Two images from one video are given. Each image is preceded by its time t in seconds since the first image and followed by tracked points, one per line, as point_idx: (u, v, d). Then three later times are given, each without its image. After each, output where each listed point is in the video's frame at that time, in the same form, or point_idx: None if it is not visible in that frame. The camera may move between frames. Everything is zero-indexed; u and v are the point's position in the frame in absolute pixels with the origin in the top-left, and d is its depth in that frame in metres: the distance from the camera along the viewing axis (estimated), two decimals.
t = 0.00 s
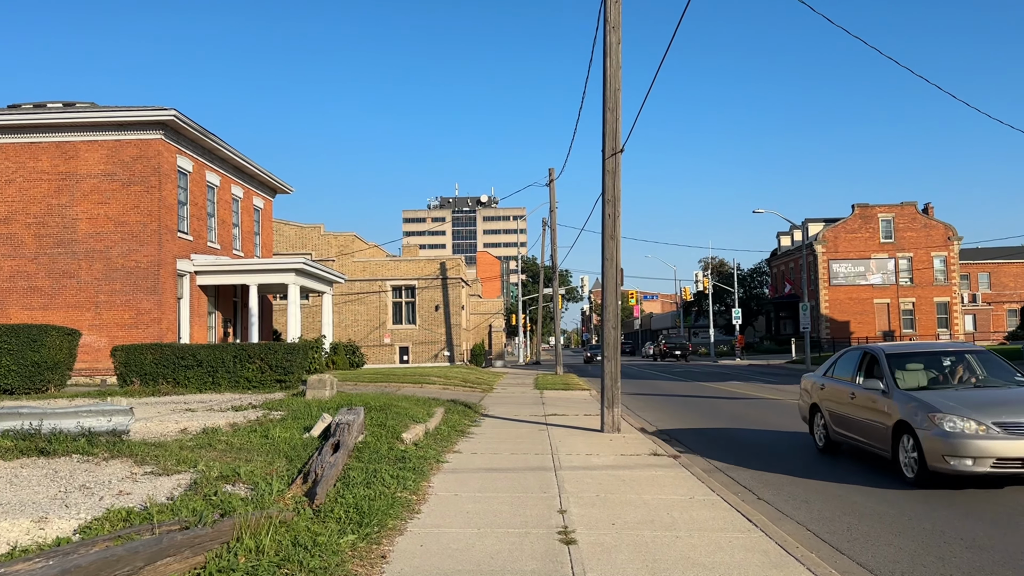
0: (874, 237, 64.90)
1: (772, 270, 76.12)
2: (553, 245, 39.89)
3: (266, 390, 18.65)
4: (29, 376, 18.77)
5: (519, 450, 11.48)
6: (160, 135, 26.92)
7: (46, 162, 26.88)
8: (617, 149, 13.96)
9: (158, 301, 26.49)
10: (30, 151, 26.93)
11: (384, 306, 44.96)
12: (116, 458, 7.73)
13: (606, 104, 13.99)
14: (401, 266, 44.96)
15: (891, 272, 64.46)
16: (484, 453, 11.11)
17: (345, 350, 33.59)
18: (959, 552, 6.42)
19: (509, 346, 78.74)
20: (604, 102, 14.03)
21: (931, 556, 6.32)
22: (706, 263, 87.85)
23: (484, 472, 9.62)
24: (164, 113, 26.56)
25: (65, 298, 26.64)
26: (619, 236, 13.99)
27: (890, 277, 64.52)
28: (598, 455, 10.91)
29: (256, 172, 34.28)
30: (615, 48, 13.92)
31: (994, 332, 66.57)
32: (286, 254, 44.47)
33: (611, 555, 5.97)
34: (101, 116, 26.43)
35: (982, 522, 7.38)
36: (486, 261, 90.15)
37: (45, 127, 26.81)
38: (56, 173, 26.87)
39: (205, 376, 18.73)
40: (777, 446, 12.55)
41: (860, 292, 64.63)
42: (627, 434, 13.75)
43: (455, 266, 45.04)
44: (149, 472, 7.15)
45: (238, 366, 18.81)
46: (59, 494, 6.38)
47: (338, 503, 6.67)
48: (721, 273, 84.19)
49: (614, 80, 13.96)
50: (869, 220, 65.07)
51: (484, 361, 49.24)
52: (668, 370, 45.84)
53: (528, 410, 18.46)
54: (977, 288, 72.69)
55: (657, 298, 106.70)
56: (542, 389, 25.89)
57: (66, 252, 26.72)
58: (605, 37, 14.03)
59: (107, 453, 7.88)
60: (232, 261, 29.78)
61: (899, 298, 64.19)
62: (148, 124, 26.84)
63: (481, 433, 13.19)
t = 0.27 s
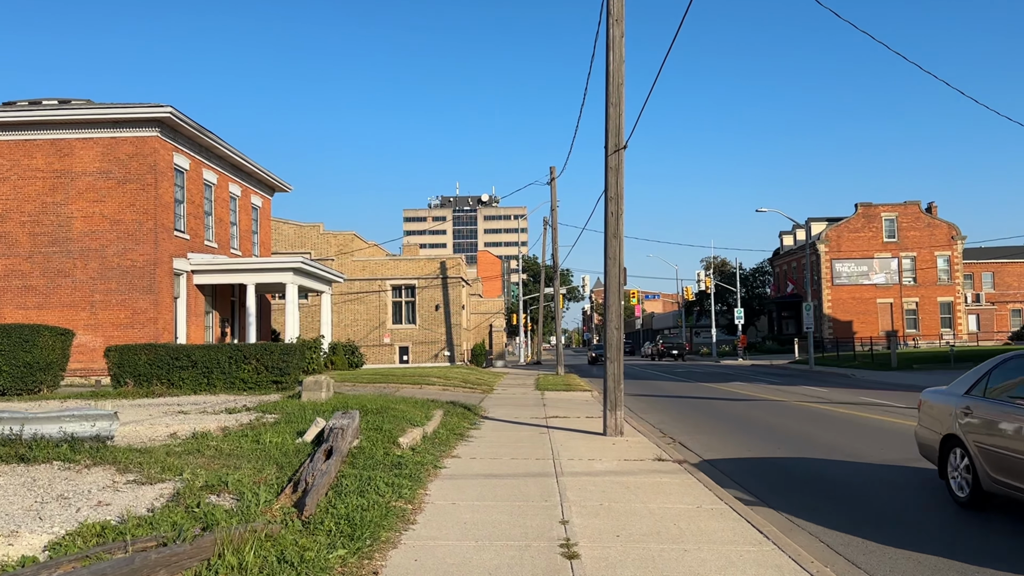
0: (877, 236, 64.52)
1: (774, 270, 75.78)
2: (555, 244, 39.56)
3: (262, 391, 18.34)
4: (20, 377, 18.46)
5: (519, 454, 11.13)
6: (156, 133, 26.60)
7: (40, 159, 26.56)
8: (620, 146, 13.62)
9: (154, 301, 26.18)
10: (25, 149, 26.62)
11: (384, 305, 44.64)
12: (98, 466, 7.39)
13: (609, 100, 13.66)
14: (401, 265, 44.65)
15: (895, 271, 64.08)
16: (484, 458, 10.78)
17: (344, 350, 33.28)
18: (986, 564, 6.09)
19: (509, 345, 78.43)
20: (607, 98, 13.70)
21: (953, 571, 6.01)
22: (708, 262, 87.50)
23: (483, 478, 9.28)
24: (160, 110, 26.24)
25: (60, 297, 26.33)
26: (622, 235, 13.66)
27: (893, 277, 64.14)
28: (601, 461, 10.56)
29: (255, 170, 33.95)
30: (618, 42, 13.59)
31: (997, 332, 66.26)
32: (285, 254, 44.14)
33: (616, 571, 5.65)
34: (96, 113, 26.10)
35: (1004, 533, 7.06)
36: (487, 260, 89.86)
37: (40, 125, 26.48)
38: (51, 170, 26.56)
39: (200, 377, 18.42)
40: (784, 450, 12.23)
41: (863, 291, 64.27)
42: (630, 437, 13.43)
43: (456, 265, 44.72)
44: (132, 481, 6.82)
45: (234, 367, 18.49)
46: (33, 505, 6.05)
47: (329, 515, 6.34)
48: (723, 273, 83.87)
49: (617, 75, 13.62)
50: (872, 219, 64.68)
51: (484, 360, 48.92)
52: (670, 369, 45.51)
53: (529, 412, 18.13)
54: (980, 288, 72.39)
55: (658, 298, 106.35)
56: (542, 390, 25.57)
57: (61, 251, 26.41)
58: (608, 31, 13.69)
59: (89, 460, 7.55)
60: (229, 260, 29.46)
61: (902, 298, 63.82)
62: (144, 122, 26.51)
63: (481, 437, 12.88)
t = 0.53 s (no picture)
0: (880, 233, 64.17)
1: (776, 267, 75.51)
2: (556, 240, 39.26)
3: (258, 388, 18.05)
4: (13, 373, 18.16)
5: (519, 453, 10.83)
6: (153, 127, 26.28)
7: (36, 154, 26.27)
8: (622, 137, 13.31)
9: (151, 297, 25.89)
10: (21, 143, 26.33)
11: (384, 302, 44.36)
12: (79, 465, 7.09)
13: (610, 90, 13.36)
14: (401, 262, 44.35)
15: (898, 268, 63.74)
16: (482, 456, 10.47)
17: (343, 346, 33.01)
18: (1007, 575, 5.82)
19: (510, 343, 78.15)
20: (608, 88, 13.39)
21: None
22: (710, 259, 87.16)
23: (481, 478, 8.98)
24: (157, 104, 25.92)
25: (57, 293, 26.05)
26: (624, 228, 13.36)
27: (896, 274, 63.80)
28: (602, 459, 10.26)
29: (253, 165, 33.66)
30: (620, 30, 13.28)
31: (1001, 329, 65.97)
32: (284, 250, 43.85)
33: None
34: (92, 107, 25.79)
35: None
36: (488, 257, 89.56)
37: (36, 118, 26.18)
38: (46, 165, 26.24)
39: (195, 374, 18.13)
40: (790, 449, 11.95)
41: (866, 288, 63.95)
42: (632, 435, 13.15)
43: (456, 261, 44.45)
44: (113, 481, 6.53)
45: (230, 364, 18.21)
46: (8, 506, 5.76)
47: (318, 517, 6.06)
48: (725, 270, 83.53)
49: (619, 64, 13.32)
50: (875, 216, 64.32)
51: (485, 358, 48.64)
52: (672, 366, 45.22)
53: (529, 409, 17.82)
54: (983, 285, 72.09)
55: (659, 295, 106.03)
56: (544, 386, 25.28)
57: (57, 246, 26.12)
58: (610, 19, 13.38)
59: (71, 459, 7.25)
60: (227, 256, 29.15)
61: (906, 295, 63.49)
62: (141, 115, 26.20)
63: (480, 435, 12.59)
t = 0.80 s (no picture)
0: (883, 232, 63.80)
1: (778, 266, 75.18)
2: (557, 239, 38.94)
3: (254, 389, 17.77)
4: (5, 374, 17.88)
5: (517, 457, 10.53)
6: (149, 124, 25.98)
7: (32, 152, 25.99)
8: (624, 133, 13.02)
9: (147, 296, 25.61)
10: (16, 141, 26.04)
11: (384, 301, 44.07)
12: (58, 472, 6.80)
13: (612, 85, 13.05)
14: (401, 261, 44.06)
15: (901, 268, 63.37)
16: (480, 461, 10.17)
17: (342, 346, 32.72)
18: None
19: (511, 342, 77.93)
20: (610, 83, 13.08)
21: None
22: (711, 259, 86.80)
23: (477, 484, 8.67)
24: (153, 101, 25.62)
25: (52, 292, 25.77)
26: (625, 227, 13.07)
27: (899, 273, 63.43)
28: (603, 464, 9.97)
29: (251, 163, 33.35)
30: (622, 23, 12.97)
31: (1005, 329, 65.59)
32: (284, 249, 43.57)
33: None
34: (88, 104, 25.50)
35: None
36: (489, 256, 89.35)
37: (31, 116, 25.89)
38: (42, 163, 25.98)
39: (190, 374, 17.84)
40: (796, 453, 11.67)
41: (869, 288, 63.59)
42: (634, 438, 12.86)
43: (456, 260, 44.16)
44: (90, 491, 6.23)
45: (225, 364, 17.92)
46: None
47: (304, 529, 5.76)
48: (727, 269, 83.20)
49: (622, 58, 13.01)
50: (878, 215, 63.92)
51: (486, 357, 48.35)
52: (674, 367, 44.90)
53: (529, 411, 17.52)
54: (987, 285, 71.72)
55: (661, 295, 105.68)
56: (544, 387, 24.96)
57: (53, 245, 25.84)
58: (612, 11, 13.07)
59: (49, 467, 6.95)
60: (224, 255, 28.85)
61: (909, 295, 63.12)
62: (137, 113, 25.91)
63: (478, 438, 12.30)
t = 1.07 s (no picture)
0: (887, 229, 63.40)
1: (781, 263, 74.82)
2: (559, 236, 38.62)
3: (251, 386, 17.48)
4: None
5: (518, 457, 10.22)
6: (146, 118, 25.69)
7: (28, 146, 25.71)
8: (628, 125, 12.71)
9: (145, 293, 25.32)
10: (12, 136, 25.77)
11: (384, 298, 43.74)
12: (36, 473, 6.50)
13: (616, 74, 12.73)
14: (402, 258, 43.77)
15: (905, 265, 62.97)
16: (480, 461, 9.87)
17: (342, 344, 32.45)
18: None
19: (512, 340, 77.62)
20: (613, 72, 12.76)
21: None
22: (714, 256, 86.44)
23: (476, 485, 8.36)
24: (150, 94, 25.31)
25: (49, 288, 25.49)
26: (629, 220, 12.75)
27: (903, 271, 63.04)
28: (607, 464, 9.66)
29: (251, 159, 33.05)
30: (626, 11, 12.64)
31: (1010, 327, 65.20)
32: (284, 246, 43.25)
33: None
34: (84, 98, 25.20)
35: None
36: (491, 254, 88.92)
37: (27, 110, 25.60)
38: (38, 158, 25.69)
39: (186, 371, 17.57)
40: (805, 453, 11.36)
41: (873, 285, 63.20)
42: (637, 437, 12.56)
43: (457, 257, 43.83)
44: (68, 492, 5.92)
45: (221, 361, 17.63)
46: None
47: (292, 533, 5.47)
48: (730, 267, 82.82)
49: (626, 47, 12.68)
50: (881, 213, 63.48)
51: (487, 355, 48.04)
52: (677, 365, 44.60)
53: (530, 409, 17.20)
54: (991, 283, 71.35)
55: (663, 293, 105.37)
56: (546, 385, 24.64)
57: (49, 241, 25.56)
58: None
59: (27, 466, 6.65)
60: (223, 251, 28.54)
61: (912, 292, 62.75)
62: (134, 107, 25.61)
63: (478, 437, 12.01)
